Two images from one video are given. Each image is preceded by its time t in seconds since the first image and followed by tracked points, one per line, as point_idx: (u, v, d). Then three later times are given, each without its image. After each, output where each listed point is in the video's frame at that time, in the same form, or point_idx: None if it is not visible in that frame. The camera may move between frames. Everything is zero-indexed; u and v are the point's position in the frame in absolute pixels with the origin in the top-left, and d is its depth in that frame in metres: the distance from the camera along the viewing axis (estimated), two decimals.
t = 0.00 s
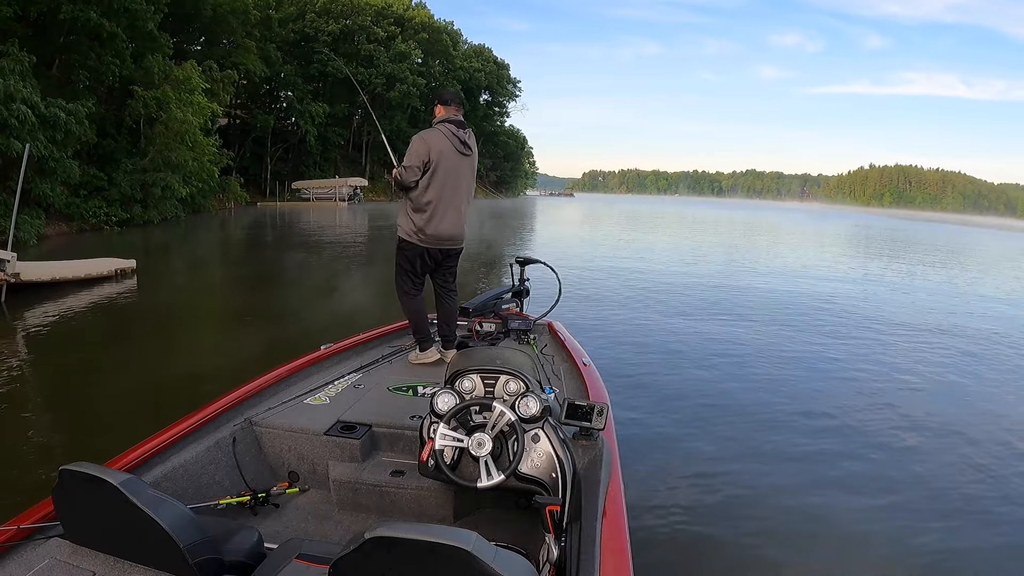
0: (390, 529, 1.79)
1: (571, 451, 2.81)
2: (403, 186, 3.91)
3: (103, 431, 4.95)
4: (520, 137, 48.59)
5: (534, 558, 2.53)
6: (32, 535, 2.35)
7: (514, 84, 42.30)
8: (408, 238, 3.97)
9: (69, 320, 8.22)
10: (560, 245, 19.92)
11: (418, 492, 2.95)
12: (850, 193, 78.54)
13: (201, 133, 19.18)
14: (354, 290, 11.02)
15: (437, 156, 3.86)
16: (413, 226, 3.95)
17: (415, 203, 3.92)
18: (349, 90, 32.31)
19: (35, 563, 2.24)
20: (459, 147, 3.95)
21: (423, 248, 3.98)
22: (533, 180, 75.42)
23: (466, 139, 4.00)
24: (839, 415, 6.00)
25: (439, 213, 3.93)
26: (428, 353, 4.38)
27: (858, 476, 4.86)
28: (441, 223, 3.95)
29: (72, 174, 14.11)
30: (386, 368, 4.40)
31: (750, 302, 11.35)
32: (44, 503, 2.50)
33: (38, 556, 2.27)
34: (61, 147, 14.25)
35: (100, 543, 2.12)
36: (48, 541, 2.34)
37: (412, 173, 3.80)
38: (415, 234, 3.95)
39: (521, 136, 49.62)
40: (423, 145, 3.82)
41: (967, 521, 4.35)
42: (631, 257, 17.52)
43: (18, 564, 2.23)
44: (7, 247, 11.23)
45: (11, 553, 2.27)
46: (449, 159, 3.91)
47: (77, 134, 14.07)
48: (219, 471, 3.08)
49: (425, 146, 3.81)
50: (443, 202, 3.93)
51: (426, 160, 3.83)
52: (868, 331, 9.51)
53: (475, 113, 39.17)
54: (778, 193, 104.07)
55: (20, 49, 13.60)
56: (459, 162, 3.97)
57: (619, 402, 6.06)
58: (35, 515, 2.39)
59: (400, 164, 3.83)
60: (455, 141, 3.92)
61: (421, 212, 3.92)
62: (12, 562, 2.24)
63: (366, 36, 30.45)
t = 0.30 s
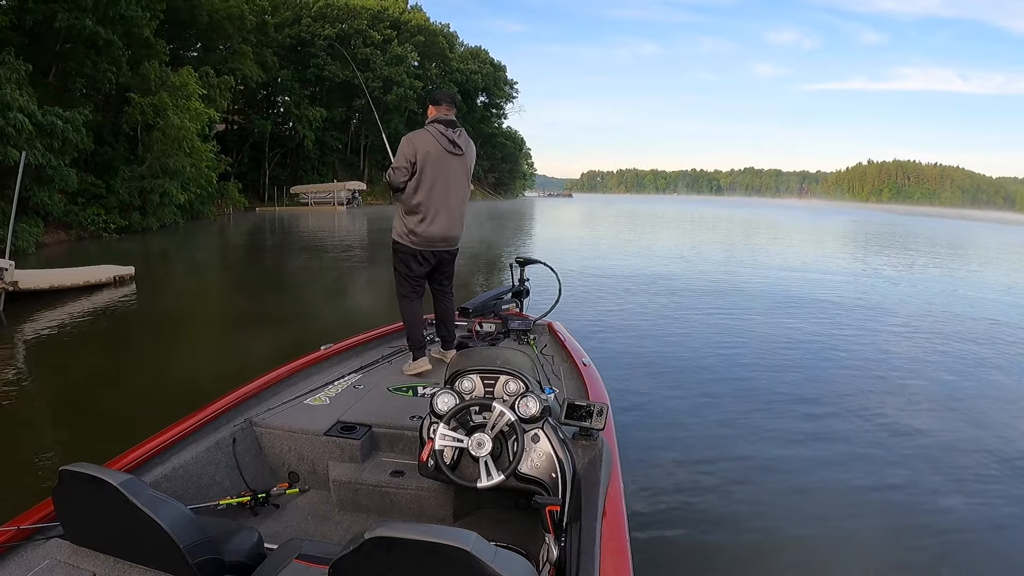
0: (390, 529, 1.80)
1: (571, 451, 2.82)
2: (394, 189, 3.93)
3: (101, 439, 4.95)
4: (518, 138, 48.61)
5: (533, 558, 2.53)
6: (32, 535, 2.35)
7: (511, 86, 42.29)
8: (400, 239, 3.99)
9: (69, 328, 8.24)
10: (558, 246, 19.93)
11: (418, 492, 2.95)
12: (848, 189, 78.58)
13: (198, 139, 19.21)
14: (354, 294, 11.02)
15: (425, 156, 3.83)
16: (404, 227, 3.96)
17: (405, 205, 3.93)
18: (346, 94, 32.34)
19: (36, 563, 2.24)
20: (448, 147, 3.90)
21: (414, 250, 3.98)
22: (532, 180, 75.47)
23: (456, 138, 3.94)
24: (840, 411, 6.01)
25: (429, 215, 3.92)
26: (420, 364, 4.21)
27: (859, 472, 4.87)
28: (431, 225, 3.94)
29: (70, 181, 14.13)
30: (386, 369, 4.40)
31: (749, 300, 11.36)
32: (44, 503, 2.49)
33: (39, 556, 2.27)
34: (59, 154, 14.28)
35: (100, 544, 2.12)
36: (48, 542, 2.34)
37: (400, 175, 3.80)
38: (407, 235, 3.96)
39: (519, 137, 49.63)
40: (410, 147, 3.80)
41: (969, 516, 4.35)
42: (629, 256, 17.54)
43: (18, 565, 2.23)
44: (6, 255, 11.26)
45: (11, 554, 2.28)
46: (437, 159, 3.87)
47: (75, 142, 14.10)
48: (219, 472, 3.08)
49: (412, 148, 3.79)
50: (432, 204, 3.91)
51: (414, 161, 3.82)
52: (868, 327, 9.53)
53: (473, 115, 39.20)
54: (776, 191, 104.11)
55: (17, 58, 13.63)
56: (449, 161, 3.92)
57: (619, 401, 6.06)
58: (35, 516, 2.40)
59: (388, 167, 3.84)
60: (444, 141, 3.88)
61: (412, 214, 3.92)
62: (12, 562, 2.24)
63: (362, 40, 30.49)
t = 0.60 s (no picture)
0: (390, 529, 1.79)
1: (570, 451, 2.82)
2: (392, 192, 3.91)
3: (99, 435, 4.91)
4: (518, 137, 48.58)
5: (534, 558, 2.53)
6: (31, 534, 2.34)
7: (511, 84, 42.24)
8: (400, 243, 3.97)
9: (67, 322, 8.20)
10: (557, 245, 19.93)
11: (418, 492, 2.95)
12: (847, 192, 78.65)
13: (198, 133, 19.16)
14: (353, 291, 10.99)
15: (423, 157, 3.82)
16: (404, 231, 3.94)
17: (404, 208, 3.91)
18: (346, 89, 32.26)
19: (35, 561, 2.24)
20: (446, 147, 3.89)
21: (415, 253, 3.96)
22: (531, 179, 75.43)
23: (454, 137, 3.93)
24: (839, 414, 6.01)
25: (429, 217, 3.91)
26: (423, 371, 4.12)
27: (858, 475, 4.87)
28: (431, 227, 3.93)
29: (68, 174, 14.08)
30: (386, 368, 4.39)
31: (747, 301, 11.37)
32: (43, 501, 2.49)
33: (38, 555, 2.26)
34: (57, 147, 14.22)
35: (99, 543, 2.11)
36: (47, 540, 2.33)
37: (399, 176, 3.77)
38: (407, 239, 3.94)
39: (518, 135, 49.61)
40: (406, 148, 3.79)
41: (966, 519, 4.35)
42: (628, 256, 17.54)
43: (17, 563, 2.22)
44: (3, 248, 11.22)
45: (11, 553, 2.27)
46: (436, 160, 3.86)
47: (73, 134, 14.05)
48: (219, 471, 3.07)
49: (409, 149, 3.78)
50: (432, 205, 3.90)
51: (412, 162, 3.80)
52: (867, 330, 9.53)
53: (473, 113, 39.15)
54: (775, 193, 104.20)
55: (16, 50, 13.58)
56: (447, 161, 3.91)
57: (617, 401, 6.06)
58: (33, 515, 2.38)
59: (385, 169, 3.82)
60: (442, 141, 3.87)
61: (411, 216, 3.91)
62: (12, 561, 2.23)
63: (362, 36, 30.44)
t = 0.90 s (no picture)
0: (390, 529, 1.79)
1: (571, 451, 2.81)
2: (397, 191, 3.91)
3: (97, 430, 4.88)
4: (519, 137, 48.60)
5: (534, 558, 2.53)
6: (31, 534, 2.33)
7: (514, 84, 42.22)
8: (404, 243, 3.95)
9: (66, 315, 8.18)
10: (556, 246, 19.92)
11: (418, 492, 2.95)
12: (847, 197, 78.75)
13: (199, 127, 19.16)
14: (352, 288, 10.97)
15: (431, 155, 3.82)
16: (408, 230, 3.93)
17: (408, 206, 3.90)
18: (348, 86, 32.24)
19: (35, 561, 2.23)
20: (454, 145, 3.88)
21: (419, 253, 3.94)
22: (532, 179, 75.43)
23: (462, 135, 3.91)
24: (838, 418, 6.01)
25: (433, 216, 3.89)
26: (422, 372, 4.12)
27: (856, 480, 4.87)
28: (437, 226, 3.92)
29: (69, 167, 14.06)
30: (386, 368, 4.39)
31: (747, 305, 11.36)
32: (44, 500, 2.48)
33: (38, 555, 2.26)
34: (58, 139, 14.20)
35: (99, 542, 2.11)
36: (48, 540, 2.33)
37: (405, 176, 3.77)
38: (410, 238, 3.92)
39: (519, 135, 49.61)
40: (413, 146, 3.79)
41: (965, 525, 4.35)
42: (627, 258, 17.54)
43: (16, 563, 2.21)
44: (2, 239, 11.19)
45: (10, 552, 2.26)
46: (444, 158, 3.85)
47: (75, 127, 14.03)
48: (219, 471, 3.07)
49: (415, 148, 3.78)
50: (439, 204, 3.89)
51: (419, 160, 3.80)
52: (866, 335, 9.54)
53: (475, 112, 39.15)
54: (775, 197, 104.30)
55: (19, 41, 13.56)
56: (455, 160, 3.90)
57: (616, 403, 6.05)
58: (34, 514, 2.38)
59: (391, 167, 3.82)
60: (450, 139, 3.86)
61: (415, 215, 3.90)
62: (12, 561, 2.22)
63: (366, 33, 30.46)
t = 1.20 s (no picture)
0: (390, 529, 1.79)
1: (571, 450, 2.81)
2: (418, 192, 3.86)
3: (96, 436, 4.88)
4: (521, 139, 48.69)
5: (535, 559, 2.53)
6: (32, 535, 2.34)
7: (515, 86, 42.22)
8: (428, 243, 3.92)
9: (68, 322, 8.21)
10: (558, 247, 19.92)
11: (419, 492, 2.95)
12: (850, 196, 78.53)
13: (201, 133, 19.21)
14: (354, 292, 10.99)
15: (454, 154, 3.83)
16: (431, 230, 3.90)
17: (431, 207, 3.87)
18: (349, 91, 32.29)
19: (36, 562, 2.24)
20: (474, 144, 3.91)
21: (444, 252, 3.93)
22: (535, 182, 75.51)
23: (480, 134, 3.95)
24: (841, 417, 5.99)
25: (457, 216, 3.89)
26: (424, 371, 4.12)
27: (860, 479, 4.85)
28: (461, 224, 3.92)
29: (71, 174, 14.11)
30: (387, 368, 4.39)
31: (750, 304, 11.34)
32: (46, 501, 2.49)
33: (38, 555, 2.27)
34: (60, 147, 14.25)
35: (100, 543, 2.11)
36: (48, 541, 2.33)
37: (431, 176, 3.75)
38: (435, 238, 3.90)
39: (521, 137, 49.66)
40: (434, 147, 3.77)
41: (968, 523, 4.33)
42: (629, 258, 17.53)
43: (18, 564, 2.22)
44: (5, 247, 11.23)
45: (12, 553, 2.27)
46: (465, 157, 3.87)
47: (76, 134, 14.08)
48: (219, 471, 3.07)
49: (437, 148, 3.76)
50: (463, 202, 3.91)
51: (444, 159, 3.79)
52: (870, 334, 9.51)
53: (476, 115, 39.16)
54: (778, 197, 104.11)
55: (21, 49, 13.61)
56: (476, 158, 3.93)
57: (618, 403, 6.03)
58: (35, 515, 2.39)
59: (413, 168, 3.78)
60: (470, 138, 3.89)
61: (438, 215, 3.88)
62: (13, 562, 2.24)
63: (367, 38, 30.53)
